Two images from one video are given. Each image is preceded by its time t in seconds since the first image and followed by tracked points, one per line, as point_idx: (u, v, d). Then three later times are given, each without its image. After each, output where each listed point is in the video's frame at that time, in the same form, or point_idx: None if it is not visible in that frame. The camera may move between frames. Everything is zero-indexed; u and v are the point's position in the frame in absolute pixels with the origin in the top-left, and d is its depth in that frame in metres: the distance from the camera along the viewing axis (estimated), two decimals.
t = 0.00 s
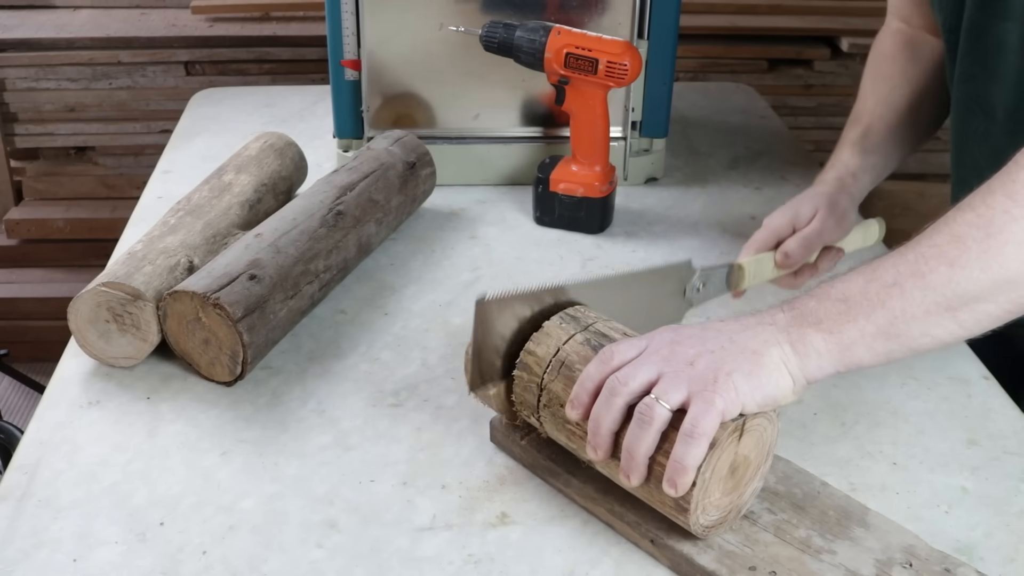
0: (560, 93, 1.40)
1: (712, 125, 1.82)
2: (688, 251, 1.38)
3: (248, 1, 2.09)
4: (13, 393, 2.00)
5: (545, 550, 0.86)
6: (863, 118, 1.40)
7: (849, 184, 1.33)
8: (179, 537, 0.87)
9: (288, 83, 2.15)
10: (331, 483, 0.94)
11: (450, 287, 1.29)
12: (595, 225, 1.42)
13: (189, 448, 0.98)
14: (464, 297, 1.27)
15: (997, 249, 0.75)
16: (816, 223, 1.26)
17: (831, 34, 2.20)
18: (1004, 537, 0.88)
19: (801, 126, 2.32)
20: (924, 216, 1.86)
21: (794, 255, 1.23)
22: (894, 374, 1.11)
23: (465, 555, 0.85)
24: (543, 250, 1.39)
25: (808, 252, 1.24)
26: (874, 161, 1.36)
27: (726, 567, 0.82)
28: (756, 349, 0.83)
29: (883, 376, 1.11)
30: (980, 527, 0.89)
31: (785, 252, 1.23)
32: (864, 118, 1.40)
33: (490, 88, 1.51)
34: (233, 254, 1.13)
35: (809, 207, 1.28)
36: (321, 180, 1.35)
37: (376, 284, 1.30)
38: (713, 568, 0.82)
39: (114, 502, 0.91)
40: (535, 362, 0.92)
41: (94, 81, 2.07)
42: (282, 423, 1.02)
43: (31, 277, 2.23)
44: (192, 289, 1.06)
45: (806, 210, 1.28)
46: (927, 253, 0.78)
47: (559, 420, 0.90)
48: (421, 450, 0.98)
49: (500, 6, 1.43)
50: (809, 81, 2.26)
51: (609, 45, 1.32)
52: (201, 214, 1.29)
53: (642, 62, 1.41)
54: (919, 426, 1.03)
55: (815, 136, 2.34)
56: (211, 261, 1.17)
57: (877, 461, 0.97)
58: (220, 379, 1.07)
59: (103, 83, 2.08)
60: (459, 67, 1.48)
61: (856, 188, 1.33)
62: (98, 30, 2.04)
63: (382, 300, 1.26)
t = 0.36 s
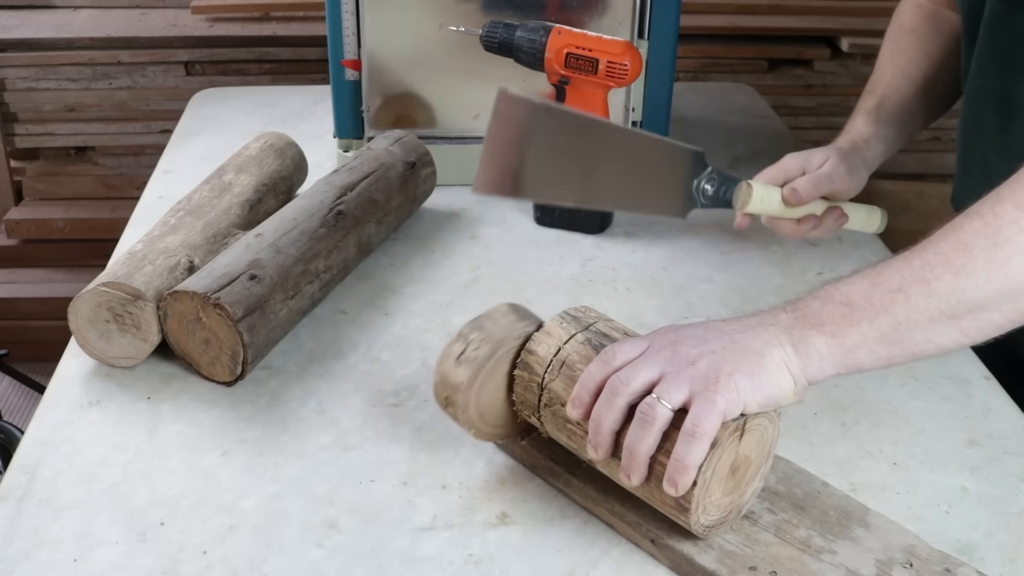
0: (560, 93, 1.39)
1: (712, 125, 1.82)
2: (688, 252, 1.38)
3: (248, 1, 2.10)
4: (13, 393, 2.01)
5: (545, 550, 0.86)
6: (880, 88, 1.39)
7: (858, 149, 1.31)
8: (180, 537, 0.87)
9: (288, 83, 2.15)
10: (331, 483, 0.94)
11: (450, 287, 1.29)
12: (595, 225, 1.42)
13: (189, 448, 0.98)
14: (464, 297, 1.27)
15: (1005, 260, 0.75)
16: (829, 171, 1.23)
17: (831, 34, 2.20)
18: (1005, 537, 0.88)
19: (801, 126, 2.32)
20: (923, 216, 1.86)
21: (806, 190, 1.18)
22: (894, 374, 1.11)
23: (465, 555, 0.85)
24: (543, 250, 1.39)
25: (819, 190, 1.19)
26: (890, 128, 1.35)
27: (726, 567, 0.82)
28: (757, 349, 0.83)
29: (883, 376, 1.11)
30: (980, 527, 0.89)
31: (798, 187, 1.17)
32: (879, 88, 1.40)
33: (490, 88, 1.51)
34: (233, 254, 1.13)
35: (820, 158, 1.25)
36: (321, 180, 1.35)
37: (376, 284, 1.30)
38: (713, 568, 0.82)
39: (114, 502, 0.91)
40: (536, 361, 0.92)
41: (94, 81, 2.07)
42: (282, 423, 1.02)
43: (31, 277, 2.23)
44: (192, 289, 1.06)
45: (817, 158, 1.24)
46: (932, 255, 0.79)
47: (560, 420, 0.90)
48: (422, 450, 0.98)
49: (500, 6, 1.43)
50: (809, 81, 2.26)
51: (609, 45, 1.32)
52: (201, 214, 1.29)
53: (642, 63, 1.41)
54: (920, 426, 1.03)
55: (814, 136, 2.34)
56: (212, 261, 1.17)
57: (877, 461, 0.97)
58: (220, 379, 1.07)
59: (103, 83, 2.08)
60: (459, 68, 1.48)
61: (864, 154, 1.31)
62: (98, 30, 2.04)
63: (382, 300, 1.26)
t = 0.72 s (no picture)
0: (560, 93, 1.39)
1: (712, 125, 1.82)
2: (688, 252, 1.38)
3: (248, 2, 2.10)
4: (13, 393, 2.01)
5: (545, 549, 0.86)
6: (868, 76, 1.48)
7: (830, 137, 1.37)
8: (180, 537, 0.87)
9: (287, 83, 2.15)
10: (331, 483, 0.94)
11: (451, 287, 1.29)
12: (595, 225, 1.42)
13: (189, 448, 0.98)
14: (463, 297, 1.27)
15: (952, 200, 0.79)
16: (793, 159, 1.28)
17: (831, 34, 2.20)
18: (1005, 537, 0.88)
19: (801, 126, 2.32)
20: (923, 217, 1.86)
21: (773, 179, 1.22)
22: (893, 374, 1.11)
23: (465, 555, 0.85)
24: (543, 250, 1.39)
25: (781, 178, 1.23)
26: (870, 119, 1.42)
27: (727, 567, 0.82)
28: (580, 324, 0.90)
29: (883, 377, 1.11)
30: (980, 527, 0.89)
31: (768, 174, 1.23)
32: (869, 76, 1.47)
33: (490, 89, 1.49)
34: (233, 254, 1.13)
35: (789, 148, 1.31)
36: (321, 180, 1.35)
37: (376, 284, 1.30)
38: (713, 568, 0.81)
39: (114, 501, 0.91)
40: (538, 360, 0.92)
41: (94, 81, 2.07)
42: (282, 423, 1.02)
43: (31, 277, 2.23)
44: (192, 290, 1.06)
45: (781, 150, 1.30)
46: (894, 212, 0.81)
47: (562, 417, 0.91)
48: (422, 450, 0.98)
49: (500, 6, 1.43)
50: (810, 81, 2.26)
51: (609, 45, 1.32)
52: (201, 214, 1.29)
53: (642, 62, 1.42)
54: (920, 426, 1.03)
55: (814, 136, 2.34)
56: (211, 261, 1.17)
57: (877, 461, 0.97)
58: (220, 379, 1.07)
59: (103, 83, 2.08)
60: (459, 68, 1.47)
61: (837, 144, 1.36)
62: (98, 30, 2.04)
63: (382, 300, 1.26)
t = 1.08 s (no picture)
0: (560, 93, 1.39)
1: (712, 125, 1.82)
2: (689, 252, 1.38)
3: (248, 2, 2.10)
4: (13, 393, 2.00)
5: (545, 549, 0.86)
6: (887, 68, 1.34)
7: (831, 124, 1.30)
8: (180, 537, 0.87)
9: (287, 83, 2.15)
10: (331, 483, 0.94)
11: (450, 287, 1.29)
12: (595, 225, 1.42)
13: (189, 448, 0.98)
14: (464, 297, 1.27)
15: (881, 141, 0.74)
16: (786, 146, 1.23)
17: (832, 34, 2.20)
18: (1005, 537, 0.88)
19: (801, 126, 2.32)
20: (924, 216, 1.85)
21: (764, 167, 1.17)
22: (893, 374, 1.11)
23: (465, 556, 0.85)
24: (543, 250, 1.39)
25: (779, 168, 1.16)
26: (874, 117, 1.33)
27: (727, 567, 0.82)
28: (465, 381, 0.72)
29: (883, 377, 1.11)
30: (980, 527, 0.89)
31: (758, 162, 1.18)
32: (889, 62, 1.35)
33: (490, 89, 1.49)
34: (233, 255, 1.13)
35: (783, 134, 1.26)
36: (321, 180, 1.35)
37: (376, 284, 1.30)
38: (713, 568, 0.81)
39: (114, 502, 0.91)
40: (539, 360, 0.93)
41: (93, 81, 2.07)
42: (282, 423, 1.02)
43: (31, 277, 2.23)
44: (192, 290, 1.06)
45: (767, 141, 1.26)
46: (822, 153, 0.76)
47: (562, 417, 0.91)
48: (421, 450, 0.98)
49: (501, 6, 1.43)
50: (810, 81, 2.26)
51: (608, 45, 1.33)
52: (201, 214, 1.29)
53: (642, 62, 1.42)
54: (919, 426, 1.03)
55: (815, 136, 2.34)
56: (212, 261, 1.17)
57: (877, 461, 0.97)
58: (220, 379, 1.07)
59: (103, 83, 2.08)
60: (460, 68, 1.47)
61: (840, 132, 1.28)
62: (98, 30, 2.04)
63: (382, 300, 1.26)
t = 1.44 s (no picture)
0: (560, 93, 1.40)
1: (712, 125, 1.82)
2: (689, 251, 1.38)
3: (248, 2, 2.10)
4: (13, 393, 2.00)
5: (545, 549, 0.86)
6: (891, 98, 1.34)
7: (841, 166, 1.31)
8: (179, 537, 0.87)
9: (287, 83, 2.15)
10: (331, 483, 0.94)
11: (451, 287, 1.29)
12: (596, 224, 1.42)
13: (188, 448, 0.98)
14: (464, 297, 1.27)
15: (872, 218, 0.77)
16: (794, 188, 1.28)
17: (832, 34, 2.20)
18: (1005, 537, 0.88)
19: (801, 126, 2.32)
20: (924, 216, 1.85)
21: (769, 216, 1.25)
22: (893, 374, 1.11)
23: (465, 555, 0.85)
24: (543, 250, 1.39)
25: (774, 220, 1.25)
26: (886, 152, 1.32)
27: (727, 567, 0.82)
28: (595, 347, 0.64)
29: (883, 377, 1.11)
30: (980, 527, 0.89)
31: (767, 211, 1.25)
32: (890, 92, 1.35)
33: (490, 88, 1.51)
34: (233, 255, 1.13)
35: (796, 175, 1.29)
36: (321, 180, 1.35)
37: (376, 284, 1.30)
38: (713, 568, 0.81)
39: (113, 502, 0.91)
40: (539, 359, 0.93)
41: (93, 81, 2.07)
42: (283, 423, 1.02)
43: (31, 277, 2.23)
44: (192, 290, 1.06)
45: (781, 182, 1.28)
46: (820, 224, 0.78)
47: (562, 416, 0.91)
48: (422, 450, 0.98)
49: (500, 6, 1.44)
50: (810, 81, 2.26)
51: (609, 45, 1.32)
52: (201, 214, 1.29)
53: (642, 62, 1.42)
54: (920, 426, 1.03)
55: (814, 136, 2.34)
56: (211, 261, 1.17)
57: (877, 461, 0.97)
58: (220, 379, 1.07)
59: (103, 83, 2.08)
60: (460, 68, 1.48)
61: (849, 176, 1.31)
62: (98, 30, 2.04)
63: (382, 300, 1.26)
